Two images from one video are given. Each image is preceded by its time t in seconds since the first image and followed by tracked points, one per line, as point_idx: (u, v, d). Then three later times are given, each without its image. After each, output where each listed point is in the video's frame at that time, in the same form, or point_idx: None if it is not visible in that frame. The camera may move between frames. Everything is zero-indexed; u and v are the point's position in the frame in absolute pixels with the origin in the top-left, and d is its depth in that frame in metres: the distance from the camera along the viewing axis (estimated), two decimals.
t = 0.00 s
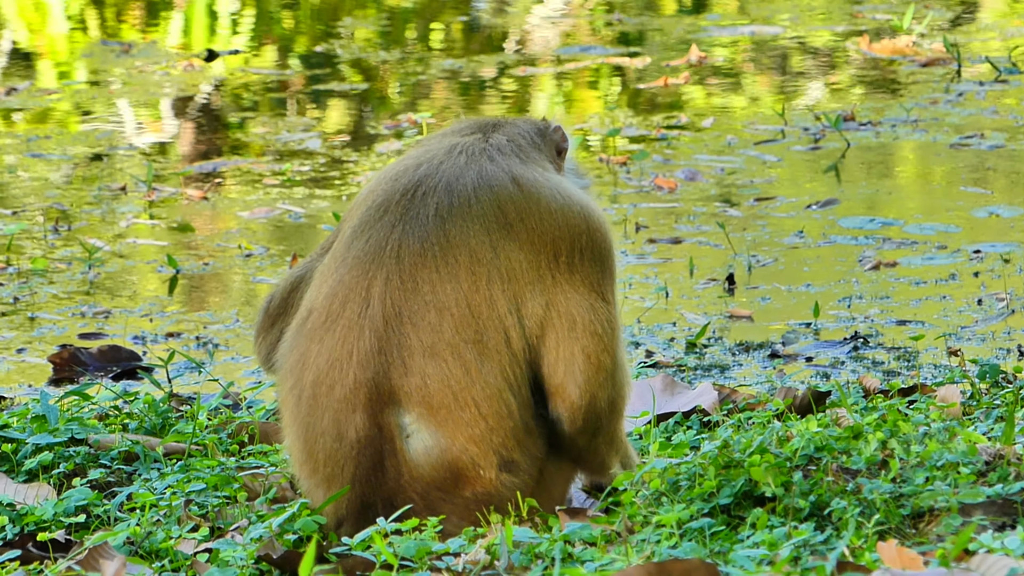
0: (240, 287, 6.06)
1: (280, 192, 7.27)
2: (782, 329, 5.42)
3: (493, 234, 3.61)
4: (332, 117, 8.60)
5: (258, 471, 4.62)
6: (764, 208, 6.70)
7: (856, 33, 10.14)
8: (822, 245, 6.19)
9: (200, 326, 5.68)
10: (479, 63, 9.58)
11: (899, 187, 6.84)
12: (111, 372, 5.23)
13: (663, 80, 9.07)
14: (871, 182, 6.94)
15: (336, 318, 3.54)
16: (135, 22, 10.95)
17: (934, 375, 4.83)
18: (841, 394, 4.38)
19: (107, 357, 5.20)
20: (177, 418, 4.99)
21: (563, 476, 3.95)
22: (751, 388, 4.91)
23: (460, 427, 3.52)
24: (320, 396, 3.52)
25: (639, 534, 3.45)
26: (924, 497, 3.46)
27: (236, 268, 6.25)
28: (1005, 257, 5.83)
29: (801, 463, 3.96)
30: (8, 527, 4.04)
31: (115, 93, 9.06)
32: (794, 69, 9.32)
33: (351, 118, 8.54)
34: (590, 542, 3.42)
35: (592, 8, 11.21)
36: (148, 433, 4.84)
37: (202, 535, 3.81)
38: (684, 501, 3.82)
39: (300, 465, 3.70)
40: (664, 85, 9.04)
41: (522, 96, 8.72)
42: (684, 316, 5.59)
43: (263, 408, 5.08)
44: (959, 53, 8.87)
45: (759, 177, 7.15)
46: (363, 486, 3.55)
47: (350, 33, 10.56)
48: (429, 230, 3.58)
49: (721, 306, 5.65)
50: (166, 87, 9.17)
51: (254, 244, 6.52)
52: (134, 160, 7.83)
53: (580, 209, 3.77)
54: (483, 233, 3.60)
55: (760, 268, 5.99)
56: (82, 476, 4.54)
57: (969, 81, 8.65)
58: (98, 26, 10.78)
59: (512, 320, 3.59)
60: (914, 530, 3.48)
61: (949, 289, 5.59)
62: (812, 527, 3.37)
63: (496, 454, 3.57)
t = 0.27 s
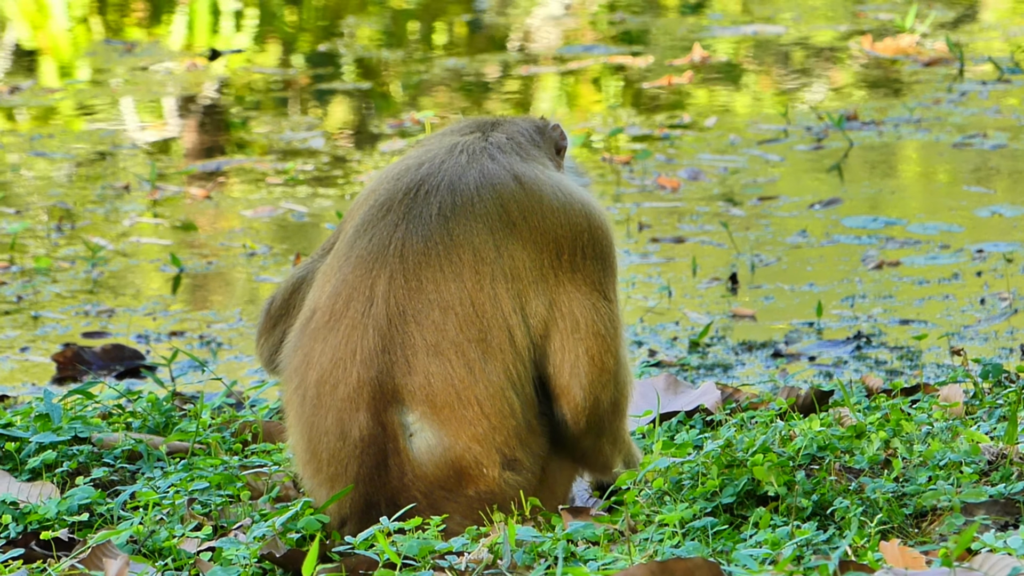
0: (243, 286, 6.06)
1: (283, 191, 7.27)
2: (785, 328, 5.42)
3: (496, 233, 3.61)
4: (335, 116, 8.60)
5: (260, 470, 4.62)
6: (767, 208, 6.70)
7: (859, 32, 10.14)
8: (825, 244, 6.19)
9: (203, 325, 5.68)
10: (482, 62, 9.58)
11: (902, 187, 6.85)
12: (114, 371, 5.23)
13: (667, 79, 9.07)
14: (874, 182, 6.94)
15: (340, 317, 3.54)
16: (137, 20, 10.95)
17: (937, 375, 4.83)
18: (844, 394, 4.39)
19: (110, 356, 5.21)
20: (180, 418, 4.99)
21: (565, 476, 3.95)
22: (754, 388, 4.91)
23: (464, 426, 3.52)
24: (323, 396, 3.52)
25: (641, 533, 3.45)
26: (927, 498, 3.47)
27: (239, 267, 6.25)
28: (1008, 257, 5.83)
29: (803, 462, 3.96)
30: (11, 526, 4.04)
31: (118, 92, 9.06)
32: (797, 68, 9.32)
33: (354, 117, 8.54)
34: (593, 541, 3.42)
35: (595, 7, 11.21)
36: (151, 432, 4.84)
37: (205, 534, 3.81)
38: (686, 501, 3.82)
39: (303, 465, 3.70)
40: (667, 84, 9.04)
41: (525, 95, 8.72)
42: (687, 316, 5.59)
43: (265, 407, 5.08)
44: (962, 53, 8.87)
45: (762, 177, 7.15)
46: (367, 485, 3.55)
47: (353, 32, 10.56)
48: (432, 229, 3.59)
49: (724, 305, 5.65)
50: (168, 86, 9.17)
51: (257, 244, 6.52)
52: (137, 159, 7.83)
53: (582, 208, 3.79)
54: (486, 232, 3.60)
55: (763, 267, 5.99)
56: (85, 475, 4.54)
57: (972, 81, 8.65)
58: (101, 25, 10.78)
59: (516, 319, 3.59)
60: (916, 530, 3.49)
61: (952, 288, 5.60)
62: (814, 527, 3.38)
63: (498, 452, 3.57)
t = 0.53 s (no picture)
0: (248, 285, 6.06)
1: (286, 191, 7.27)
2: (789, 327, 5.42)
3: (501, 231, 3.60)
4: (339, 115, 8.60)
5: (265, 469, 4.62)
6: (771, 207, 6.70)
7: (863, 32, 10.14)
8: (829, 244, 6.19)
9: (207, 324, 5.67)
10: (486, 61, 9.59)
11: (906, 186, 6.85)
12: (118, 369, 5.22)
13: (672, 79, 9.07)
14: (878, 181, 6.94)
15: (344, 316, 3.53)
16: (140, 20, 10.95)
17: (942, 374, 4.83)
18: (849, 392, 4.38)
19: (114, 355, 5.21)
20: (184, 417, 4.99)
21: (569, 475, 3.95)
22: (759, 386, 4.91)
23: (468, 425, 3.53)
24: (327, 394, 3.52)
25: (645, 533, 3.45)
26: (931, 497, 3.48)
27: (243, 266, 6.24)
28: (1012, 256, 5.83)
29: (808, 462, 3.95)
30: (16, 525, 4.03)
31: (122, 92, 9.07)
32: (801, 67, 9.33)
33: (358, 117, 8.55)
34: (597, 541, 3.42)
35: (598, 7, 11.21)
36: (155, 431, 4.85)
37: (209, 532, 3.80)
38: (691, 500, 3.81)
39: (306, 463, 3.70)
40: (672, 83, 9.04)
41: (529, 95, 8.72)
42: (691, 315, 5.59)
43: (270, 406, 5.07)
44: (966, 52, 8.87)
45: (766, 176, 7.15)
46: (371, 485, 3.56)
47: (356, 32, 10.56)
48: (437, 228, 3.57)
49: (728, 304, 5.64)
50: (172, 85, 9.17)
51: (261, 243, 6.52)
52: (141, 159, 7.83)
53: (587, 206, 3.77)
54: (491, 230, 3.59)
55: (767, 267, 5.99)
56: (90, 474, 4.54)
57: (976, 80, 8.65)
58: (104, 25, 10.78)
59: (520, 317, 3.58)
60: (921, 529, 3.48)
61: (957, 287, 5.59)
62: (820, 525, 3.38)
63: (503, 452, 3.58)
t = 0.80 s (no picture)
0: (251, 285, 6.06)
1: (289, 190, 7.27)
2: (792, 326, 5.41)
3: (502, 229, 3.59)
4: (341, 114, 8.60)
5: (267, 469, 4.62)
6: (774, 206, 6.70)
7: (866, 30, 10.13)
8: (832, 243, 6.18)
9: (210, 324, 5.67)
10: (489, 60, 9.58)
11: (909, 185, 6.84)
12: (121, 370, 5.23)
13: (676, 77, 9.07)
14: (881, 179, 6.94)
15: (346, 317, 3.53)
16: (143, 20, 10.95)
17: (945, 373, 4.83)
18: (852, 392, 4.39)
19: (117, 355, 5.20)
20: (187, 417, 4.99)
21: (572, 473, 3.94)
22: (762, 386, 4.91)
23: (471, 424, 3.52)
24: (330, 395, 3.52)
25: (648, 532, 3.44)
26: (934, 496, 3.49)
27: (246, 266, 6.25)
28: (1015, 255, 5.82)
29: (811, 461, 3.94)
30: (18, 525, 4.03)
31: (125, 91, 9.07)
32: (804, 66, 9.32)
33: (360, 116, 8.55)
34: (599, 540, 3.40)
35: (601, 5, 11.21)
36: (158, 431, 4.86)
37: (212, 532, 3.79)
38: (694, 500, 3.81)
39: (311, 463, 3.70)
40: (676, 82, 9.04)
41: (531, 94, 8.72)
42: (694, 314, 5.58)
43: (272, 406, 5.07)
44: (969, 51, 8.87)
45: (769, 175, 7.14)
46: (374, 485, 3.55)
47: (359, 30, 10.56)
48: (438, 227, 3.57)
49: (731, 303, 5.64)
50: (175, 84, 9.17)
51: (264, 242, 6.52)
52: (144, 158, 7.83)
53: (589, 200, 3.76)
54: (492, 227, 3.58)
55: (770, 265, 5.99)
56: (92, 474, 4.54)
57: (979, 79, 8.65)
58: (107, 24, 10.78)
59: (522, 315, 3.58)
60: (924, 528, 3.48)
61: (960, 286, 5.59)
62: (822, 527, 3.37)
63: (505, 451, 3.58)
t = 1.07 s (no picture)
0: (253, 285, 6.07)
1: (292, 190, 7.28)
2: (793, 326, 5.42)
3: (508, 230, 3.61)
4: (344, 114, 8.61)
5: (270, 468, 4.63)
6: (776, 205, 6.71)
7: (868, 30, 10.14)
8: (833, 242, 6.19)
9: (213, 323, 5.68)
10: (491, 60, 9.59)
11: (910, 184, 6.85)
12: (124, 370, 5.24)
13: (679, 77, 9.09)
14: (883, 178, 6.95)
15: (352, 318, 3.54)
16: (145, 20, 10.96)
17: (946, 372, 4.84)
18: (853, 391, 4.40)
19: (119, 354, 5.21)
20: (190, 417, 5.00)
21: (575, 473, 3.94)
22: (763, 386, 4.93)
23: (476, 424, 3.53)
24: (336, 394, 3.53)
25: (649, 531, 3.46)
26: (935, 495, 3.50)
27: (248, 265, 6.26)
28: (1016, 254, 5.83)
29: (812, 460, 3.97)
30: (21, 524, 4.05)
31: (127, 92, 9.08)
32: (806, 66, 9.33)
33: (363, 116, 8.56)
34: (601, 539, 3.42)
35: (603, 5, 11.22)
36: (161, 431, 4.87)
37: (215, 532, 3.80)
38: (695, 498, 3.84)
39: (313, 462, 3.70)
40: (679, 82, 9.06)
41: (533, 93, 8.73)
42: (696, 314, 5.59)
43: (275, 406, 5.08)
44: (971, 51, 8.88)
45: (771, 174, 7.15)
46: (378, 483, 3.55)
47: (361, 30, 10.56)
48: (444, 228, 3.59)
49: (733, 303, 5.65)
50: (177, 85, 9.19)
51: (266, 242, 6.53)
52: (146, 159, 7.84)
53: (593, 203, 3.79)
54: (498, 229, 3.61)
55: (772, 265, 6.00)
56: (95, 474, 4.54)
57: (981, 78, 8.66)
58: (109, 24, 10.79)
59: (530, 316, 3.60)
60: (925, 528, 3.49)
61: (961, 286, 5.60)
62: (824, 525, 3.38)
63: (509, 452, 3.58)
